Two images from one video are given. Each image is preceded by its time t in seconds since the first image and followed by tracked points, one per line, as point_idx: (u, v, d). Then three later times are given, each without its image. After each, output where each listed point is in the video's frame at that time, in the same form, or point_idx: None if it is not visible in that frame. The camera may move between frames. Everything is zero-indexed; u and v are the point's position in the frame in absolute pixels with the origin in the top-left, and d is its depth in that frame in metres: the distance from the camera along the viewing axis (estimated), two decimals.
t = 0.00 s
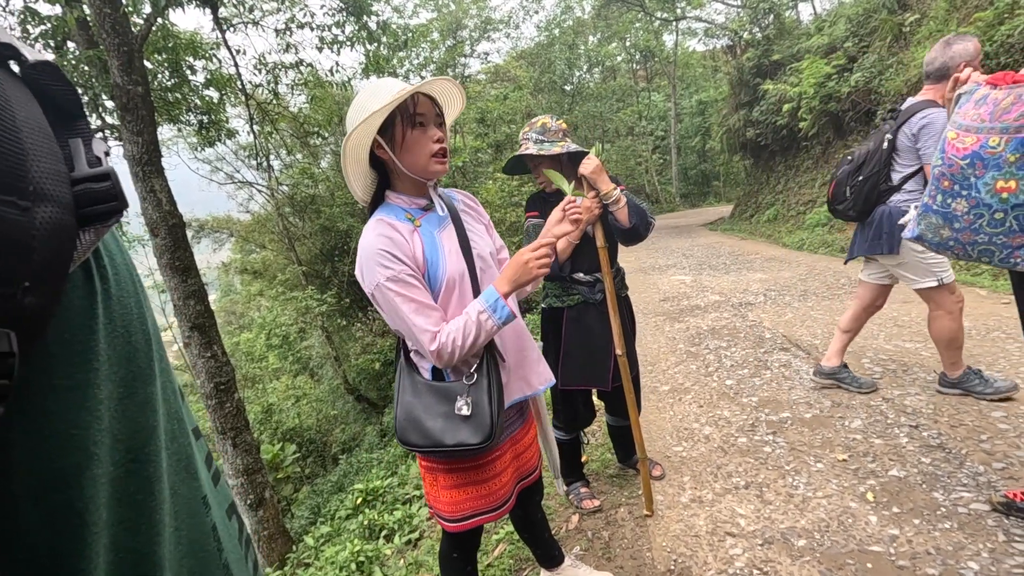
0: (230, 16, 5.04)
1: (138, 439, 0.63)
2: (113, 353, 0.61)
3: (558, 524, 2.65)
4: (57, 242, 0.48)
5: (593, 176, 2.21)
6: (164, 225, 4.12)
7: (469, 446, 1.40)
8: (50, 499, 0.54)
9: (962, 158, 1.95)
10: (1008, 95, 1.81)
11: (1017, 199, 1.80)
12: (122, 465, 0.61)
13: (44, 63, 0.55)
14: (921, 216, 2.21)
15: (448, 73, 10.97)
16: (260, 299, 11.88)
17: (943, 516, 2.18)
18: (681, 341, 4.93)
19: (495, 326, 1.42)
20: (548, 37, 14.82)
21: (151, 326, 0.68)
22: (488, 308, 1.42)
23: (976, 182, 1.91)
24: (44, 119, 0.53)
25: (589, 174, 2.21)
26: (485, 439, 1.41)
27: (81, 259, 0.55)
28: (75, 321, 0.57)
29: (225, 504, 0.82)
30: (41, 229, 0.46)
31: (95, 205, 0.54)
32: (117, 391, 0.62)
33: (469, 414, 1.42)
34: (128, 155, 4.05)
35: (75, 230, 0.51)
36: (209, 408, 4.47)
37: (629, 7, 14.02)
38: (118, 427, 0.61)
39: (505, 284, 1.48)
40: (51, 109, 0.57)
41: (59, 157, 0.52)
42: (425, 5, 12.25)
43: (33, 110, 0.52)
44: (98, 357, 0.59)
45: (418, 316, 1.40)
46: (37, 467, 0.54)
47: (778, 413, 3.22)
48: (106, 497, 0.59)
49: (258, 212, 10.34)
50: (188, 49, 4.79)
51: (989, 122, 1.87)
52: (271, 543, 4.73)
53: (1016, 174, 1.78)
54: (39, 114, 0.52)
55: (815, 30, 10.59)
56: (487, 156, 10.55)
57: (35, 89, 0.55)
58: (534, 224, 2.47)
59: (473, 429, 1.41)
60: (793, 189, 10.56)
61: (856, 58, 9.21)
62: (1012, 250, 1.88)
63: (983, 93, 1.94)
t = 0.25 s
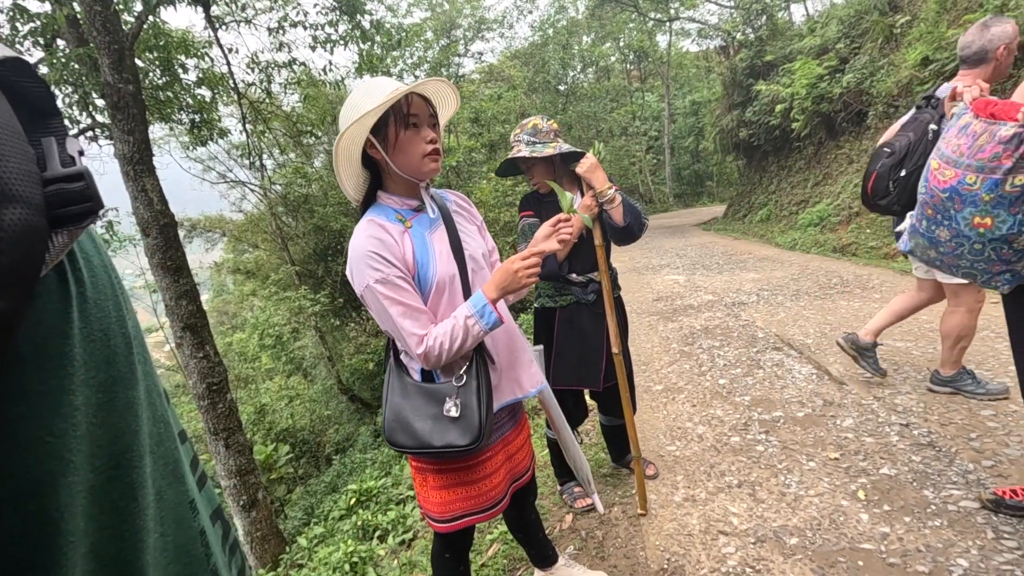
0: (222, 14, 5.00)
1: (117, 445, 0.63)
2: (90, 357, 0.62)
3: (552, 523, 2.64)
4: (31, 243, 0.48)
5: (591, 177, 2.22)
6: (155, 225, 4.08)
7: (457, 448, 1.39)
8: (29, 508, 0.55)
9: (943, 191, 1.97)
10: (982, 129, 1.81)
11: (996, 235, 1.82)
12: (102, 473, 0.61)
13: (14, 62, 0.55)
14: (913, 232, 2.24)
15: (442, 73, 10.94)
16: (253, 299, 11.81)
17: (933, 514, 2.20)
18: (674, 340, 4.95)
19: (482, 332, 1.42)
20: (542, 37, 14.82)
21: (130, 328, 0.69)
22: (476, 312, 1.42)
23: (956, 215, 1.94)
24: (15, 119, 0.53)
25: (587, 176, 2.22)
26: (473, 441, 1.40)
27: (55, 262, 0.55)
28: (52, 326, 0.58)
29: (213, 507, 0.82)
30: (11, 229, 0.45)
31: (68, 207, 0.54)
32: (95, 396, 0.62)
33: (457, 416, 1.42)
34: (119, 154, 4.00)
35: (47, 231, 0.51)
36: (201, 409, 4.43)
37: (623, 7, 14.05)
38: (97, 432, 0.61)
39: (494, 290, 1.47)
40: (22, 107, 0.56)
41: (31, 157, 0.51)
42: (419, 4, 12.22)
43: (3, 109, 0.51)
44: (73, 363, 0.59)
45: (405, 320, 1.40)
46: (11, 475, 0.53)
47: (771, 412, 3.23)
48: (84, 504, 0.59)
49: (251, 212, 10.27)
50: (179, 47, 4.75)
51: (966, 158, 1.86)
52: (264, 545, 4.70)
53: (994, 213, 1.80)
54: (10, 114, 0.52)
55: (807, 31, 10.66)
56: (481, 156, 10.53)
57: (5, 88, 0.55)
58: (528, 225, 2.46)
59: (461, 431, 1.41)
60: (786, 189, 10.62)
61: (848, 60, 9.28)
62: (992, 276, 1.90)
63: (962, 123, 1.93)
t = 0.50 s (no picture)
0: (212, 14, 4.96)
1: (107, 446, 0.62)
2: (79, 359, 0.61)
3: (545, 524, 2.64)
4: (17, 245, 0.47)
5: (584, 180, 2.23)
6: (145, 226, 4.04)
7: (445, 449, 1.39)
8: (12, 511, 0.55)
9: (907, 218, 1.90)
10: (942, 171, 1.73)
11: (942, 266, 1.85)
12: (92, 476, 0.61)
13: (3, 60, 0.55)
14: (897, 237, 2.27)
15: (435, 74, 10.93)
16: (244, 300, 11.72)
17: (922, 512, 2.23)
18: (666, 340, 4.97)
19: (469, 333, 1.42)
20: (534, 38, 14.85)
21: (121, 328, 0.68)
22: (464, 315, 1.42)
23: (913, 241, 1.91)
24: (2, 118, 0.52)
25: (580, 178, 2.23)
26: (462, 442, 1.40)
27: (42, 264, 0.55)
28: (39, 328, 0.58)
29: (206, 510, 0.82)
30: None
31: (55, 207, 0.53)
32: (84, 398, 0.61)
33: (446, 416, 1.42)
34: (107, 154, 3.96)
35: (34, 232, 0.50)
36: (192, 411, 4.39)
37: (615, 9, 14.13)
38: (87, 433, 0.61)
39: (483, 291, 1.47)
40: (11, 107, 0.56)
41: (17, 157, 0.51)
42: (412, 4, 12.20)
43: None
44: (60, 365, 0.59)
45: (393, 322, 1.40)
46: None
47: (762, 411, 3.26)
48: (70, 508, 0.59)
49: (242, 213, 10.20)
50: (169, 47, 4.71)
51: (921, 198, 1.81)
52: (256, 548, 4.66)
53: (938, 250, 1.82)
54: None
55: (797, 34, 10.76)
56: (474, 157, 10.52)
57: None
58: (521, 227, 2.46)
59: (450, 432, 1.40)
60: (777, 190, 10.71)
61: (837, 62, 9.38)
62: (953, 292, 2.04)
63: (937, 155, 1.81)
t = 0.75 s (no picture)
0: (205, 15, 4.94)
1: (112, 459, 0.63)
2: (79, 372, 0.62)
3: (540, 526, 2.64)
4: (20, 263, 0.47)
5: (577, 182, 2.22)
6: (136, 229, 4.01)
7: (435, 452, 1.39)
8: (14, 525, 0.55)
9: (892, 223, 2.01)
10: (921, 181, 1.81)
11: (919, 270, 1.97)
12: (98, 487, 0.62)
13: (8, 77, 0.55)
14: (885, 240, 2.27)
15: (428, 75, 10.92)
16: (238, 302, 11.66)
17: (913, 511, 2.24)
18: (660, 341, 4.99)
19: (457, 339, 1.42)
20: (528, 40, 14.88)
21: (120, 341, 0.69)
22: (452, 320, 1.42)
23: (896, 246, 2.03)
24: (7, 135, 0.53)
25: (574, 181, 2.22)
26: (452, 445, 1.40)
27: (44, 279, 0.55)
28: (40, 343, 0.58)
29: (205, 520, 0.82)
30: None
31: (57, 223, 0.53)
32: (85, 411, 0.62)
33: (436, 421, 1.41)
34: (98, 157, 3.93)
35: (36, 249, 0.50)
36: (184, 414, 4.36)
37: (608, 11, 14.20)
38: (89, 446, 0.62)
39: (472, 296, 1.47)
40: (14, 124, 0.56)
41: (21, 174, 0.51)
42: (405, 6, 12.20)
43: None
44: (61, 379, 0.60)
45: (382, 327, 1.40)
46: None
47: (756, 412, 3.27)
48: (73, 520, 0.59)
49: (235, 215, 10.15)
50: (161, 49, 4.68)
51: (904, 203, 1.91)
52: (249, 553, 4.63)
53: (915, 256, 1.94)
54: None
55: (789, 36, 10.85)
56: (468, 158, 10.52)
57: None
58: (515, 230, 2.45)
59: (439, 436, 1.40)
60: (769, 191, 10.78)
61: (828, 65, 9.46)
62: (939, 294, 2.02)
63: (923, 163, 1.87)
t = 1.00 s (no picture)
0: (199, 12, 4.91)
1: (110, 453, 0.63)
2: (78, 366, 0.62)
3: (536, 523, 2.65)
4: (21, 256, 0.47)
5: (572, 180, 2.22)
6: (130, 227, 3.98)
7: (429, 452, 1.38)
8: (10, 518, 0.55)
9: (895, 227, 1.93)
10: (925, 179, 1.76)
11: (927, 274, 1.88)
12: (95, 481, 0.61)
13: (7, 70, 0.54)
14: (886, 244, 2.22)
15: (424, 73, 10.89)
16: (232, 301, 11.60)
17: (907, 507, 2.26)
18: (656, 340, 5.00)
19: (450, 339, 1.41)
20: (524, 38, 14.85)
21: (119, 335, 0.69)
22: (444, 320, 1.41)
23: (900, 250, 1.93)
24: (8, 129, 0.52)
25: (569, 179, 2.23)
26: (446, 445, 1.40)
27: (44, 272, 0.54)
28: (37, 337, 0.58)
29: (202, 516, 0.81)
30: None
31: (57, 216, 0.52)
32: (84, 405, 0.62)
33: (431, 419, 1.41)
34: (91, 154, 3.89)
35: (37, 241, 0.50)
36: (178, 414, 4.33)
37: (604, 10, 14.19)
38: (88, 440, 0.61)
39: (464, 296, 1.46)
40: (13, 118, 0.56)
41: (21, 167, 0.50)
42: (401, 3, 12.16)
43: None
44: (59, 372, 0.59)
45: (377, 326, 1.39)
46: None
47: (751, 410, 3.29)
48: (70, 514, 0.59)
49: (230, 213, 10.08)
50: (155, 45, 4.64)
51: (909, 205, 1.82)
52: (244, 552, 4.61)
53: (923, 257, 1.84)
54: None
55: (784, 35, 10.90)
56: (464, 157, 10.50)
57: None
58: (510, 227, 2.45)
59: (434, 435, 1.40)
60: (764, 190, 10.81)
61: (823, 64, 9.49)
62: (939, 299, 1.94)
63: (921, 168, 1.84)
